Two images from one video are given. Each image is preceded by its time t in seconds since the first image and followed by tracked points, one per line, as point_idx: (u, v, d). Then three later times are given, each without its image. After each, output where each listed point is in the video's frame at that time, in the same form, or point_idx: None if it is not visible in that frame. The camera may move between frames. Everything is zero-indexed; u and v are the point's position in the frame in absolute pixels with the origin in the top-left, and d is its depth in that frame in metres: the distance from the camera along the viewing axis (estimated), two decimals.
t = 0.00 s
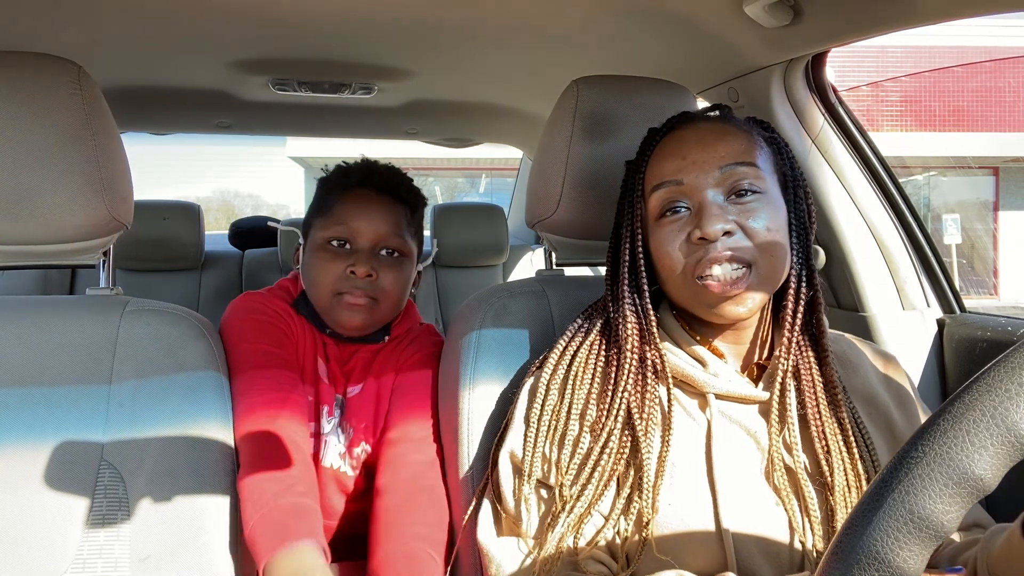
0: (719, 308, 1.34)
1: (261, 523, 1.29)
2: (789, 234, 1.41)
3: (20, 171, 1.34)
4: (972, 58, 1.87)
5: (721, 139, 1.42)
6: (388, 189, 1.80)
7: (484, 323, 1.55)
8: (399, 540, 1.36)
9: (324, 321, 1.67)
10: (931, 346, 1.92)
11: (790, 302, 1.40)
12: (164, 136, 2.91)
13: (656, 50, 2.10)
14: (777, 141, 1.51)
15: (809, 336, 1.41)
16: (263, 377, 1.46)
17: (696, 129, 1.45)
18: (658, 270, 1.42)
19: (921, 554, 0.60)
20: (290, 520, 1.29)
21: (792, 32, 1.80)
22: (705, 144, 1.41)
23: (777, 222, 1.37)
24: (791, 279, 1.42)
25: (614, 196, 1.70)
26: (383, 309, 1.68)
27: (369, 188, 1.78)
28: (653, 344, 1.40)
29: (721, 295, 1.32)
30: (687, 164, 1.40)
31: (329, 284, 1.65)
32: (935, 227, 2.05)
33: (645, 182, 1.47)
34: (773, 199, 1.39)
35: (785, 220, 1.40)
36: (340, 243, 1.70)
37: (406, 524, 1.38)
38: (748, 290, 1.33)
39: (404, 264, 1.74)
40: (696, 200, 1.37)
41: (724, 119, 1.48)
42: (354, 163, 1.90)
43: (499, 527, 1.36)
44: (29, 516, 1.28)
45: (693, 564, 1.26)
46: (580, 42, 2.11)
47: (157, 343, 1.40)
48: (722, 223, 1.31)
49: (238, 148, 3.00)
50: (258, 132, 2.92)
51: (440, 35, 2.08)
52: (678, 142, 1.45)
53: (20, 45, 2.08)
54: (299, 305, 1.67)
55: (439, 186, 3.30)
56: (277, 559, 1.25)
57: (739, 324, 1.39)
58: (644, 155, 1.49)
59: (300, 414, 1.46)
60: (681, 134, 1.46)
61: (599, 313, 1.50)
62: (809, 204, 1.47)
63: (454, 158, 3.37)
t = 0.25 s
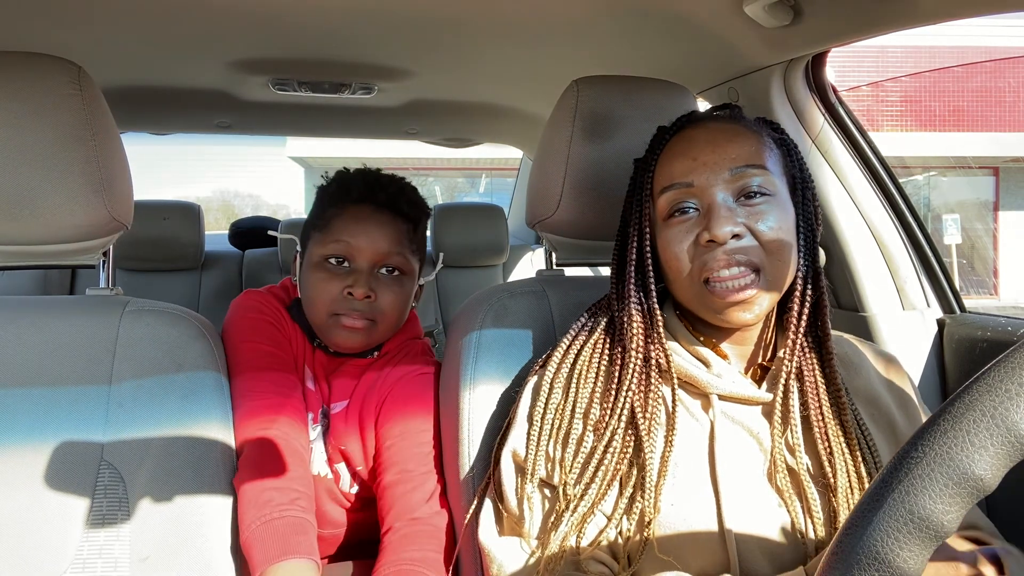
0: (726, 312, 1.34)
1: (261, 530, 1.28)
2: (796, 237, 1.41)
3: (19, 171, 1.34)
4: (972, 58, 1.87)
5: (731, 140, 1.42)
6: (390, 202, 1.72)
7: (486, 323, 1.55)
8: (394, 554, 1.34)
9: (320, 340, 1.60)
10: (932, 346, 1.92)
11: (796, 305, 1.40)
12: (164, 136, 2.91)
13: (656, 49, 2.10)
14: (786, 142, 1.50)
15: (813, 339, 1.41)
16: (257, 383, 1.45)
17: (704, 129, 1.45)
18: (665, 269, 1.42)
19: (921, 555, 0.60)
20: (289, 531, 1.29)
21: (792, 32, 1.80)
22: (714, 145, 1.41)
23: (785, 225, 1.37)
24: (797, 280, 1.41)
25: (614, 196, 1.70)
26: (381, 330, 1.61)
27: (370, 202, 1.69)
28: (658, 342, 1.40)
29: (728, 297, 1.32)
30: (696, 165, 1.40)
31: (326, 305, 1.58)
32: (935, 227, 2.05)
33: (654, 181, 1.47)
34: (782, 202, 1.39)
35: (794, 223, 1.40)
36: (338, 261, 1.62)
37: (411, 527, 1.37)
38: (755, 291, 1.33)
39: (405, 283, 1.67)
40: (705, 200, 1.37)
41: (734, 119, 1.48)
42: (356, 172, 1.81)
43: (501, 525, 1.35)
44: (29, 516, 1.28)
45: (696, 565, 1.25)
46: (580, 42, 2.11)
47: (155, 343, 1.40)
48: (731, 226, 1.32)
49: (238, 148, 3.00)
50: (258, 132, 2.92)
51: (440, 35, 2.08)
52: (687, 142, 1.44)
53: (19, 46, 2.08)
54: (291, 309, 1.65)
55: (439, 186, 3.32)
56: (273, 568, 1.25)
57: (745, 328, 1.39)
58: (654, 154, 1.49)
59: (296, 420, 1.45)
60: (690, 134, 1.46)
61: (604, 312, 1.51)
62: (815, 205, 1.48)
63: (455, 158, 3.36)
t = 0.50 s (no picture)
0: (724, 313, 1.34)
1: (256, 527, 1.28)
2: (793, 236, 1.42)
3: (19, 171, 1.34)
4: (972, 58, 1.87)
5: (729, 140, 1.42)
6: (382, 198, 1.71)
7: (485, 324, 1.55)
8: (396, 554, 1.33)
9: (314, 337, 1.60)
10: (932, 346, 1.92)
11: (792, 305, 1.40)
12: (164, 137, 2.91)
13: (656, 49, 2.10)
14: (782, 142, 1.50)
15: (809, 339, 1.41)
16: (256, 381, 1.45)
17: (702, 130, 1.45)
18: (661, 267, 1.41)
19: (920, 554, 0.60)
20: (284, 528, 1.29)
21: (791, 32, 1.80)
22: (712, 145, 1.41)
23: (783, 225, 1.37)
24: (793, 281, 1.41)
25: (614, 196, 1.70)
26: (373, 325, 1.60)
27: (362, 197, 1.69)
28: (654, 343, 1.40)
29: (727, 297, 1.32)
30: (694, 165, 1.40)
31: (317, 301, 1.57)
32: (935, 227, 2.05)
33: (650, 181, 1.46)
34: (780, 202, 1.39)
35: (791, 222, 1.40)
36: (329, 257, 1.62)
37: (409, 525, 1.37)
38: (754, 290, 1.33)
39: (398, 278, 1.66)
40: (703, 200, 1.37)
41: (729, 119, 1.48)
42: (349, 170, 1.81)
43: (501, 526, 1.35)
44: (28, 516, 1.28)
45: (694, 564, 1.25)
46: (580, 42, 2.11)
47: (154, 344, 1.40)
48: (730, 226, 1.32)
49: (238, 148, 3.00)
50: (258, 132, 2.92)
51: (439, 35, 2.08)
52: (685, 142, 1.44)
53: (20, 46, 2.08)
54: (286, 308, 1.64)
55: (439, 186, 3.31)
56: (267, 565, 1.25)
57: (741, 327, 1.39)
58: (650, 154, 1.49)
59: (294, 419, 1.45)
60: (687, 134, 1.46)
61: (601, 313, 1.50)
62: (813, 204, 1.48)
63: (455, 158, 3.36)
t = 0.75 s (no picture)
0: (721, 316, 1.34)
1: (255, 530, 1.28)
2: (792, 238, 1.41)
3: (18, 171, 1.34)
4: (972, 58, 1.87)
5: (727, 143, 1.42)
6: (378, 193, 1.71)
7: (484, 324, 1.55)
8: (392, 552, 1.34)
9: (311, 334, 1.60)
10: (932, 346, 1.92)
11: (790, 306, 1.40)
12: (164, 136, 2.91)
13: (656, 49, 2.10)
14: (780, 142, 1.50)
15: (807, 339, 1.41)
16: (255, 381, 1.46)
17: (701, 132, 1.45)
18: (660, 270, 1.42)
19: (920, 555, 0.60)
20: (283, 531, 1.29)
21: (791, 32, 1.80)
22: (711, 148, 1.41)
23: (781, 229, 1.37)
24: (791, 282, 1.41)
25: (613, 196, 1.70)
26: (369, 320, 1.60)
27: (357, 193, 1.69)
28: (653, 345, 1.40)
29: (723, 301, 1.32)
30: (691, 169, 1.39)
31: (311, 297, 1.58)
32: (935, 227, 2.05)
33: (650, 184, 1.47)
34: (778, 205, 1.39)
35: (789, 225, 1.40)
36: (324, 252, 1.62)
37: (408, 526, 1.37)
38: (750, 295, 1.33)
39: (394, 272, 1.66)
40: (700, 204, 1.37)
41: (729, 120, 1.48)
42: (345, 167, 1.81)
43: (501, 526, 1.35)
44: (28, 516, 1.29)
45: (693, 564, 1.26)
46: (580, 42, 2.11)
47: (154, 344, 1.40)
48: (725, 231, 1.32)
49: (238, 148, 3.00)
50: (258, 132, 2.92)
51: (439, 35, 2.08)
52: (683, 145, 1.44)
53: (19, 45, 2.08)
54: (284, 309, 1.64)
55: (439, 186, 3.31)
56: (265, 568, 1.25)
57: (740, 328, 1.39)
58: (649, 155, 1.49)
59: (295, 421, 1.45)
60: (687, 136, 1.46)
61: (601, 312, 1.50)
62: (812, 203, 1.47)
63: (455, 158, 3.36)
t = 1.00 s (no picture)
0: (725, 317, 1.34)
1: (255, 534, 1.28)
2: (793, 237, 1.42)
3: (18, 171, 1.34)
4: (972, 58, 1.87)
5: (725, 145, 1.42)
6: (375, 193, 1.71)
7: (485, 324, 1.55)
8: (388, 552, 1.33)
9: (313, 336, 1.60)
10: (932, 346, 1.92)
11: (793, 305, 1.40)
12: (164, 136, 2.91)
13: (656, 49, 2.10)
14: (780, 142, 1.50)
15: (810, 338, 1.41)
16: (255, 384, 1.46)
17: (701, 134, 1.45)
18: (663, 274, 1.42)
19: (921, 554, 0.60)
20: (283, 536, 1.29)
21: (791, 32, 1.80)
22: (709, 150, 1.41)
23: (782, 228, 1.37)
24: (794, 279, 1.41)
25: (614, 196, 1.70)
26: (371, 321, 1.60)
27: (354, 194, 1.69)
28: (657, 345, 1.40)
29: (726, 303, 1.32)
30: (691, 172, 1.39)
31: (312, 299, 1.58)
32: (935, 227, 2.06)
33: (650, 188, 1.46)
34: (778, 205, 1.39)
35: (790, 224, 1.40)
36: (324, 254, 1.62)
37: (407, 527, 1.37)
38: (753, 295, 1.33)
39: (394, 271, 1.66)
40: (700, 207, 1.37)
41: (727, 120, 1.48)
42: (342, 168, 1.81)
43: (501, 525, 1.35)
44: (28, 516, 1.29)
45: (694, 565, 1.26)
46: (580, 42, 2.11)
47: (155, 344, 1.40)
48: (726, 232, 1.32)
49: (238, 148, 3.00)
50: (258, 132, 2.92)
51: (439, 34, 2.08)
52: (681, 148, 1.44)
53: (19, 46, 2.08)
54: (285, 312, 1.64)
55: (439, 186, 3.31)
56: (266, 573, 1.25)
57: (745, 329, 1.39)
58: (649, 159, 1.49)
59: (295, 423, 1.45)
60: (686, 140, 1.46)
61: (604, 311, 1.51)
62: (813, 203, 1.47)
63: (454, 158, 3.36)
